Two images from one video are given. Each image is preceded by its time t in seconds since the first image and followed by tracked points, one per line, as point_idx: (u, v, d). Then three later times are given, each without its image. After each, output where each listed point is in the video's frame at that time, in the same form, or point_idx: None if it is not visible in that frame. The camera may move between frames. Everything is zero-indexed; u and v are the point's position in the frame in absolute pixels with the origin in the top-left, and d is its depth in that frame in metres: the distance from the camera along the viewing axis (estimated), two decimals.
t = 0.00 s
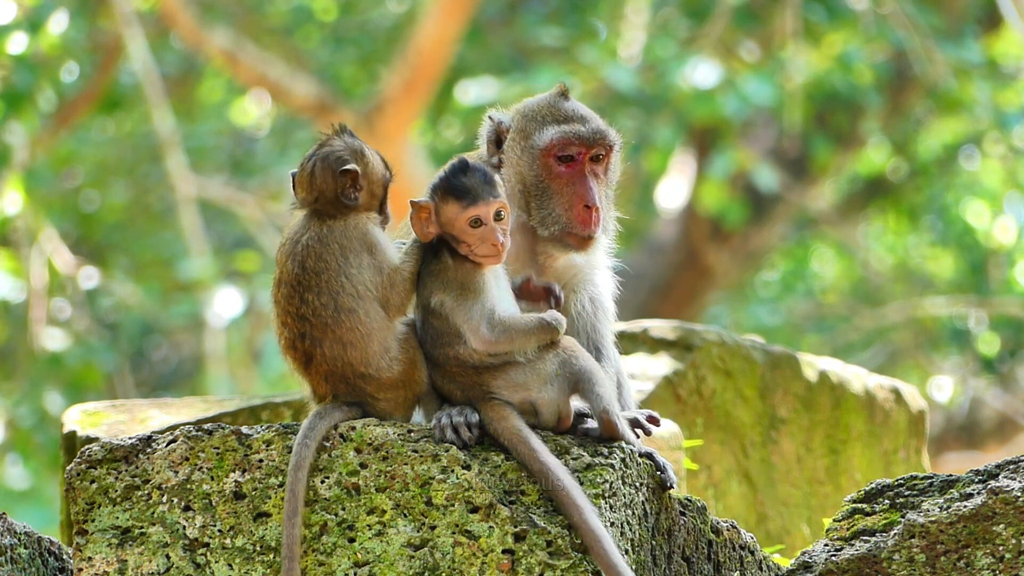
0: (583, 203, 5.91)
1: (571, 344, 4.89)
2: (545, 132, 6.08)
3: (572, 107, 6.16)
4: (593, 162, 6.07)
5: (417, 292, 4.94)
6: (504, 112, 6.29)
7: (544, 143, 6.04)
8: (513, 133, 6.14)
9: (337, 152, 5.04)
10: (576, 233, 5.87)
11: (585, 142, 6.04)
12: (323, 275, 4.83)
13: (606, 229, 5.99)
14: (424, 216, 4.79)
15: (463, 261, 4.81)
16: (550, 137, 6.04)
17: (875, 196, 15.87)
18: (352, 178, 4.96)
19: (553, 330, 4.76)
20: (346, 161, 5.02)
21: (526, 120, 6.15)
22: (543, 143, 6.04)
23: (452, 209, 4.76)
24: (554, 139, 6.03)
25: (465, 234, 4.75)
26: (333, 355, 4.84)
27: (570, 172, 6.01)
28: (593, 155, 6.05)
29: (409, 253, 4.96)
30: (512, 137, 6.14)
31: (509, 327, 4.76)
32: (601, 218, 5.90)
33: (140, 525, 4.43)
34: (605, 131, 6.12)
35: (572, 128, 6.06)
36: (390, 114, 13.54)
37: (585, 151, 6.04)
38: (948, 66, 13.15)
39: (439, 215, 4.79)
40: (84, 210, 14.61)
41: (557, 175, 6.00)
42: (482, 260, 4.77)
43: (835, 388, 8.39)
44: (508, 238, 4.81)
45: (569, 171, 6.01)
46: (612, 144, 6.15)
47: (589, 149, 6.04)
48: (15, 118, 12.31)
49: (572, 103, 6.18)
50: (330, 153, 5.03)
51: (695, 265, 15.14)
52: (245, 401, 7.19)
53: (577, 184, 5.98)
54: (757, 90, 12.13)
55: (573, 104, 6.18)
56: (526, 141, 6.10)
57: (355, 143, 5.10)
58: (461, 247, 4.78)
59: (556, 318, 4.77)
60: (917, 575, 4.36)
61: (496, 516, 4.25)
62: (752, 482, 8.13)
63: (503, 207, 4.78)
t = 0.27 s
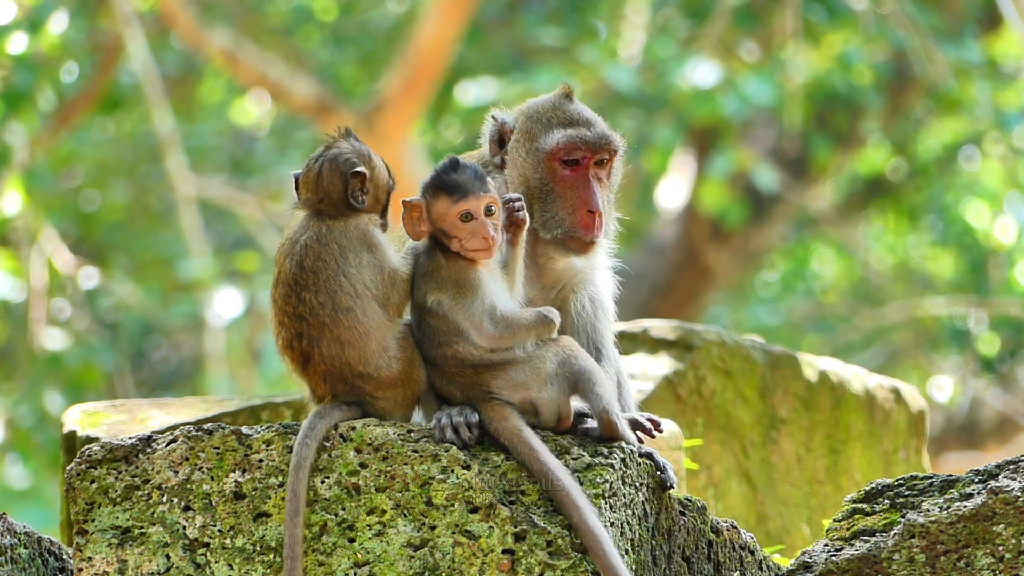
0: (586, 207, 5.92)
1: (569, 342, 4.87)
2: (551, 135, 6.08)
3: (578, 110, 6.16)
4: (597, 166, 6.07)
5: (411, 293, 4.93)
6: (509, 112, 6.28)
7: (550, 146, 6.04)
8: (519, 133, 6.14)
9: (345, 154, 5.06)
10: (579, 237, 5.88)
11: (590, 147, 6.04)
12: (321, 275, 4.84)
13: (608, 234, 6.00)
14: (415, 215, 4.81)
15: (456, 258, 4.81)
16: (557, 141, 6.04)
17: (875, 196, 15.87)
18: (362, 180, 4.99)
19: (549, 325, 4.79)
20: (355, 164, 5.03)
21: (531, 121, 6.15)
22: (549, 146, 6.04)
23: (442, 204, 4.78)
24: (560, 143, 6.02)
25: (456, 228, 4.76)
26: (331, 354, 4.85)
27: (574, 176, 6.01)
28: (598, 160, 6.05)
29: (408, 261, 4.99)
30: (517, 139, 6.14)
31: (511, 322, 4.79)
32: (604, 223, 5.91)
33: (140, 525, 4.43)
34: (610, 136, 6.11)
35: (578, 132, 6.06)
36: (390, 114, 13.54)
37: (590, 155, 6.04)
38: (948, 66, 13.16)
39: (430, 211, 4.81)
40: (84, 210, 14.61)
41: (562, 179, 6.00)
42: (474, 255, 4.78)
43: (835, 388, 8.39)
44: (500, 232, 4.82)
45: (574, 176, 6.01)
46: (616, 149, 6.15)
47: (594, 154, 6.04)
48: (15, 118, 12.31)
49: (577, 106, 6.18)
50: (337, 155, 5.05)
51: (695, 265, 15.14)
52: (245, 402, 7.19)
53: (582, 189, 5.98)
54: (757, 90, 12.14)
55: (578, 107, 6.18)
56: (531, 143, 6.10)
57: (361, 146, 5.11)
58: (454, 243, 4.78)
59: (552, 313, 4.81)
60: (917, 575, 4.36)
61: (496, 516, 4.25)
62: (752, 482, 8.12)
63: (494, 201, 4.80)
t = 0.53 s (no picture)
0: (593, 210, 5.91)
1: (569, 342, 4.87)
2: (559, 136, 6.08)
3: (585, 112, 6.16)
4: (604, 169, 6.06)
5: (411, 297, 4.97)
6: (516, 112, 6.28)
7: (558, 148, 6.03)
8: (527, 134, 6.14)
9: (366, 160, 5.04)
10: (586, 239, 5.87)
11: (598, 149, 6.03)
12: (331, 272, 4.84)
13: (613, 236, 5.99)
14: (421, 215, 4.81)
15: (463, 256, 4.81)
16: (564, 142, 6.03)
17: (875, 196, 15.88)
18: (379, 189, 4.98)
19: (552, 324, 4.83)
20: (375, 170, 5.01)
21: (539, 122, 6.15)
22: (556, 147, 6.03)
23: (450, 201, 4.80)
24: (568, 145, 6.02)
25: (465, 225, 4.78)
26: (336, 352, 4.84)
27: (581, 178, 6.01)
28: (605, 162, 6.04)
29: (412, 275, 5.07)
30: (524, 139, 6.14)
31: (516, 318, 4.80)
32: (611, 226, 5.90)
33: (140, 525, 4.43)
34: (619, 139, 6.10)
35: (586, 134, 6.05)
36: (391, 114, 13.55)
37: (598, 158, 6.03)
38: (948, 66, 13.17)
39: (437, 209, 4.81)
40: (84, 210, 14.61)
41: (569, 180, 6.00)
42: (482, 251, 4.79)
43: (835, 388, 8.39)
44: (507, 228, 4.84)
45: (581, 178, 6.01)
46: (624, 151, 6.14)
47: (601, 156, 6.03)
48: (15, 118, 12.31)
49: (583, 107, 6.18)
50: (358, 160, 5.03)
51: (695, 265, 15.14)
52: (245, 402, 7.19)
53: (589, 191, 5.97)
54: (757, 90, 12.14)
55: (585, 108, 6.17)
56: (539, 144, 6.09)
57: (381, 153, 5.10)
58: (462, 240, 4.79)
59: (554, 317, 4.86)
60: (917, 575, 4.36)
61: (496, 516, 4.25)
62: (752, 482, 8.13)
63: (501, 198, 4.82)
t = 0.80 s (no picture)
0: (598, 210, 5.91)
1: (568, 342, 4.88)
2: (564, 137, 6.08)
3: (588, 113, 6.17)
4: (607, 170, 6.07)
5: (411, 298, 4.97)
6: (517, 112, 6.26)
7: (564, 148, 6.03)
8: (531, 133, 6.13)
9: (371, 162, 5.03)
10: (590, 240, 5.86)
11: (604, 150, 6.04)
12: (333, 272, 4.84)
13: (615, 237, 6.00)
14: (428, 208, 4.81)
15: (468, 252, 4.81)
16: (570, 143, 6.04)
17: (875, 196, 15.88)
18: (382, 191, 4.97)
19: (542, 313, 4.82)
20: (379, 173, 5.00)
21: (544, 122, 6.15)
22: (562, 147, 6.03)
23: (461, 195, 4.82)
24: (574, 146, 6.02)
25: (476, 220, 4.79)
26: (336, 352, 4.84)
27: (585, 179, 6.01)
28: (609, 164, 6.05)
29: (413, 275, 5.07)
30: (528, 139, 6.13)
31: (507, 312, 4.78)
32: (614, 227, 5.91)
33: (140, 525, 4.43)
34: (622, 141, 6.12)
35: (592, 135, 6.06)
36: (391, 114, 13.55)
37: (603, 159, 6.04)
38: (949, 66, 13.17)
39: (445, 204, 4.82)
40: (84, 210, 14.61)
41: (574, 181, 6.00)
42: (489, 246, 4.80)
43: (835, 388, 8.39)
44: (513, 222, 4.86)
45: (585, 179, 6.01)
46: (627, 153, 6.16)
47: (605, 158, 6.04)
48: (15, 118, 12.31)
49: (586, 108, 6.20)
50: (364, 161, 5.02)
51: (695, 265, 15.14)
52: (245, 402, 7.19)
53: (593, 192, 5.97)
54: (757, 90, 12.14)
55: (588, 109, 6.19)
56: (543, 144, 6.09)
57: (388, 155, 5.09)
58: (470, 235, 4.79)
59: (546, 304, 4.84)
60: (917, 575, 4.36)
61: (496, 516, 4.26)
62: (752, 482, 8.13)
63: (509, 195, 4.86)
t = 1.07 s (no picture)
0: (596, 211, 5.91)
1: (568, 342, 4.88)
2: (563, 137, 6.09)
3: (586, 114, 6.18)
4: (606, 171, 6.07)
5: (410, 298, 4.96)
6: (516, 112, 6.29)
7: (562, 149, 6.04)
8: (530, 135, 6.15)
9: (374, 165, 5.01)
10: (588, 240, 5.86)
11: (602, 151, 6.04)
12: (335, 273, 4.83)
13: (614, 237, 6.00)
14: (433, 203, 4.83)
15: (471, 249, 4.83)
16: (569, 143, 6.04)
17: (875, 196, 15.88)
18: (384, 194, 4.95)
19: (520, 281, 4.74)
20: (383, 175, 4.99)
21: (543, 123, 6.16)
22: (560, 148, 6.05)
23: (469, 192, 4.84)
24: (573, 146, 6.03)
25: (482, 216, 4.81)
26: (336, 353, 4.84)
27: (583, 179, 6.01)
28: (607, 164, 6.05)
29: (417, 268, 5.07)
30: (527, 140, 6.15)
31: (487, 298, 4.74)
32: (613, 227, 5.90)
33: (140, 525, 4.43)
34: (621, 141, 6.11)
35: (590, 136, 6.07)
36: (391, 114, 13.55)
37: (601, 160, 6.04)
38: (948, 66, 13.17)
39: (451, 200, 4.84)
40: (84, 210, 14.61)
41: (573, 182, 6.01)
42: (492, 244, 4.83)
43: (835, 388, 8.39)
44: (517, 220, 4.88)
45: (583, 179, 6.01)
46: (626, 154, 6.15)
47: (604, 158, 6.04)
48: (15, 118, 12.31)
49: (585, 108, 6.21)
50: (367, 164, 5.01)
51: (696, 265, 15.13)
52: (245, 402, 7.19)
53: (592, 193, 5.97)
54: (757, 90, 12.13)
55: (586, 109, 6.20)
56: (542, 145, 6.11)
57: (391, 158, 5.07)
58: (476, 232, 4.81)
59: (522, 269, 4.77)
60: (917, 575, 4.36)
61: (496, 516, 4.25)
62: (752, 482, 8.13)
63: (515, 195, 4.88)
